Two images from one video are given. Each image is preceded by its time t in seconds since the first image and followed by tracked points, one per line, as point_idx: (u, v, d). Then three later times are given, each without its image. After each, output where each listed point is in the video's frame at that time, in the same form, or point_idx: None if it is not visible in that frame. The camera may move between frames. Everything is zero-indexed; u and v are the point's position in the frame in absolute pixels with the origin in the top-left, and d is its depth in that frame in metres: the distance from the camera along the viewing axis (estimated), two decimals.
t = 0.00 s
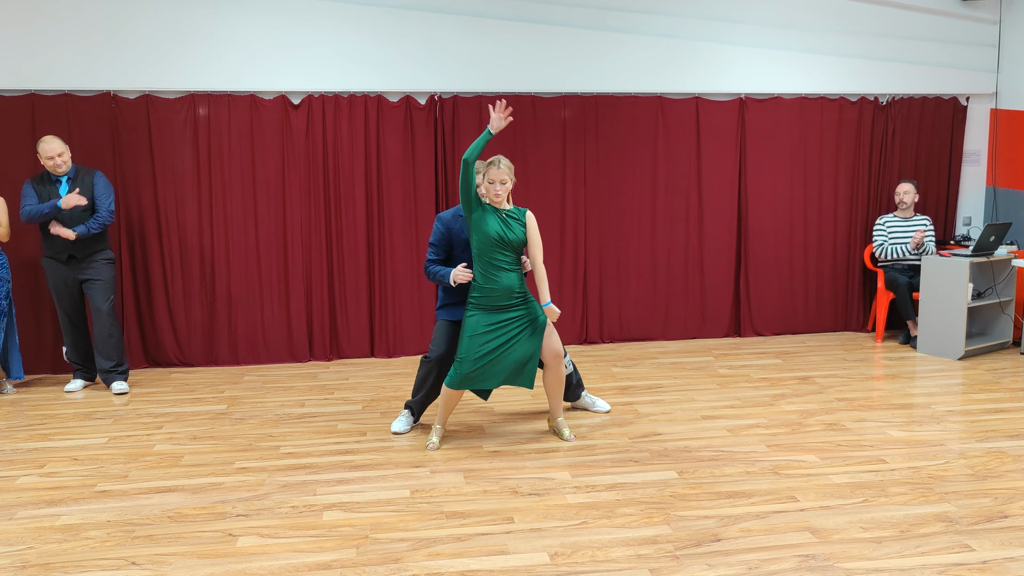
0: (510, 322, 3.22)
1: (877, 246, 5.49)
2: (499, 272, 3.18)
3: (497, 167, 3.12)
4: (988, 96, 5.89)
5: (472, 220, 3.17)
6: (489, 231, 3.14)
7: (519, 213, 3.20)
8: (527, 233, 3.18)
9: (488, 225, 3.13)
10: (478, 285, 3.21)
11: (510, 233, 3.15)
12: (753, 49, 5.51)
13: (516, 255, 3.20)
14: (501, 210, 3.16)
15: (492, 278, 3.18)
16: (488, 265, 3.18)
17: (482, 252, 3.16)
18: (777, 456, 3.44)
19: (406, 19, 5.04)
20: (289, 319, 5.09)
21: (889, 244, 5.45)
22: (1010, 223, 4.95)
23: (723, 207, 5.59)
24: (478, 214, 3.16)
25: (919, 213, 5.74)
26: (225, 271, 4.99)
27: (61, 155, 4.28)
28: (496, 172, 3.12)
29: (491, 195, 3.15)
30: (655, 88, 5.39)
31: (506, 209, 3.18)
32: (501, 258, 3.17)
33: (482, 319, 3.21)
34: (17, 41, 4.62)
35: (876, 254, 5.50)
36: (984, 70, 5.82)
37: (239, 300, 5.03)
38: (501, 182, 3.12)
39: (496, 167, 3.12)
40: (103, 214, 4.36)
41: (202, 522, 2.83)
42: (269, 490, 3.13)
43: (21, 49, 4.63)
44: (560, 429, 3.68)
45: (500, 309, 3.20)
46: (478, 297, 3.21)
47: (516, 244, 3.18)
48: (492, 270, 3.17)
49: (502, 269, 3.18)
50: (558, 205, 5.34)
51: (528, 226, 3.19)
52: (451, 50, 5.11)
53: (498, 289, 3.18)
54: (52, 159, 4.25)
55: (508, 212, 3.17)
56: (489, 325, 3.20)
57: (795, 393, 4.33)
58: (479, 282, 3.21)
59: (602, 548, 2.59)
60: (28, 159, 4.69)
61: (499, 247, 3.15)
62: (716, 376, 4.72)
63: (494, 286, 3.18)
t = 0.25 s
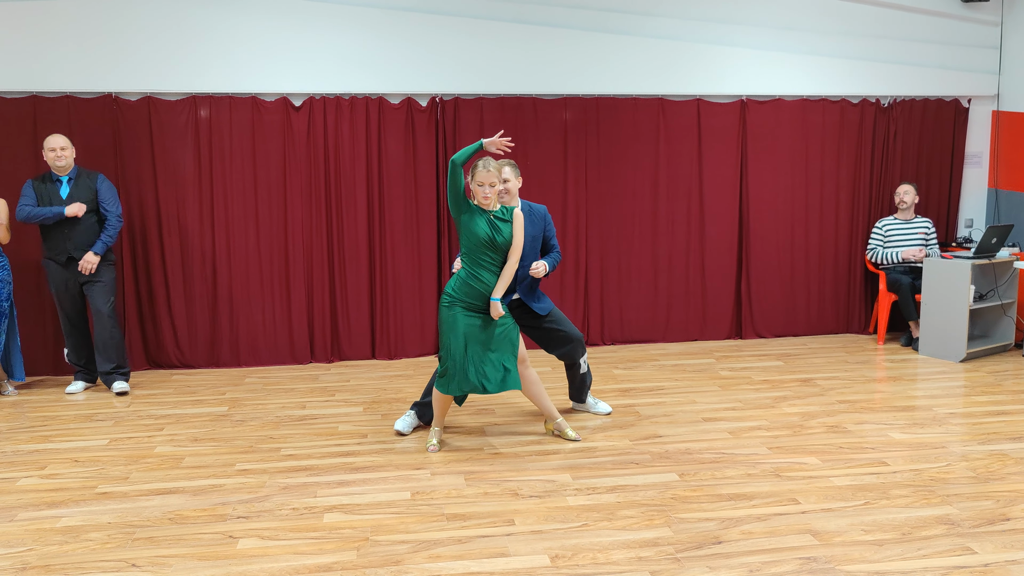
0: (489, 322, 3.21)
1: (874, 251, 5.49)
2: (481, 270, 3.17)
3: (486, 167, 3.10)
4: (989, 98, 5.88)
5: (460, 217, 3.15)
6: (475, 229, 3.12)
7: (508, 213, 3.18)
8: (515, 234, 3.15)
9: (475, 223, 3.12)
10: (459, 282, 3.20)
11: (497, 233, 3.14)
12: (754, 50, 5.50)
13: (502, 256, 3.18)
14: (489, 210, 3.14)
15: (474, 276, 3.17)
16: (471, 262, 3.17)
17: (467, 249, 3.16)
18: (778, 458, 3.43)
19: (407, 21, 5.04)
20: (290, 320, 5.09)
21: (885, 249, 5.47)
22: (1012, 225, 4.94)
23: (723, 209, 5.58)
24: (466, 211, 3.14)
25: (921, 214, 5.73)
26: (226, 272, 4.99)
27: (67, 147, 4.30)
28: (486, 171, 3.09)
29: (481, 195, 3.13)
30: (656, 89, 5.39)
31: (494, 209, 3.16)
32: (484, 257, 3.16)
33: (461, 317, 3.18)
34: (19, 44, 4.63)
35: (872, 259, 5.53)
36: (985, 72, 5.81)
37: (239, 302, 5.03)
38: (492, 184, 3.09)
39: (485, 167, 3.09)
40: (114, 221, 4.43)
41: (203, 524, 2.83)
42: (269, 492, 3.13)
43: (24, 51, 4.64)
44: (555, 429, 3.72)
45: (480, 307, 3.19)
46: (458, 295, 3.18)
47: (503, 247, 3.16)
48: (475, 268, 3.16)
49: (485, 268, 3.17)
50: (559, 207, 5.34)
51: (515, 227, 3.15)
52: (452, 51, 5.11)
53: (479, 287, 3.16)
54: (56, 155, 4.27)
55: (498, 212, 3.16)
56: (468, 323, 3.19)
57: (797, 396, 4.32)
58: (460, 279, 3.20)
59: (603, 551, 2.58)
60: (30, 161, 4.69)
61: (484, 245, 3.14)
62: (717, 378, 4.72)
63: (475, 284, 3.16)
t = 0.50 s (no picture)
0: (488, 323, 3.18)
1: (875, 253, 5.47)
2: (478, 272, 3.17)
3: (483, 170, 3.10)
4: (991, 100, 5.88)
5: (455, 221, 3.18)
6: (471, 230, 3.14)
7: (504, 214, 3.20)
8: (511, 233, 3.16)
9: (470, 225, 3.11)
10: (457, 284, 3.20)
11: (494, 233, 3.15)
12: (756, 52, 5.51)
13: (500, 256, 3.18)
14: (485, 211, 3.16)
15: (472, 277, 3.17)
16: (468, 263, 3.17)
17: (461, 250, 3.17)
18: (780, 460, 3.43)
19: (409, 23, 5.05)
20: (292, 322, 5.09)
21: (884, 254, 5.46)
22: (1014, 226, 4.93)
23: (724, 211, 5.58)
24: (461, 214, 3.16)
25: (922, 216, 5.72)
26: (228, 274, 4.99)
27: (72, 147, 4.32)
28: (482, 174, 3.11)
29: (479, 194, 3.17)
30: (658, 91, 5.39)
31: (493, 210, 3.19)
32: (481, 257, 3.16)
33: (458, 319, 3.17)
34: (22, 46, 4.64)
35: (872, 262, 5.51)
36: (987, 74, 5.81)
37: (241, 304, 5.03)
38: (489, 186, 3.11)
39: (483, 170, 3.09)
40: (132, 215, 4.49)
41: (205, 525, 2.83)
42: (271, 493, 3.13)
43: (28, 53, 4.65)
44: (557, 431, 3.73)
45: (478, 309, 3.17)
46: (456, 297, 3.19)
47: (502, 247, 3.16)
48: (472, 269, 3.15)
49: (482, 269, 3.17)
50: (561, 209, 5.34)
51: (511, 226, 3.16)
52: (454, 52, 5.11)
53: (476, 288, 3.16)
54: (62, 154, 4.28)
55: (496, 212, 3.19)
56: (466, 324, 3.17)
57: (799, 397, 4.32)
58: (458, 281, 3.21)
59: (605, 552, 2.58)
60: (32, 163, 4.70)
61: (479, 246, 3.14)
62: (719, 379, 4.71)
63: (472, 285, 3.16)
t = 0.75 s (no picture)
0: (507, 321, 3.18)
1: (880, 252, 5.46)
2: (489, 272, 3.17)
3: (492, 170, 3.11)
4: (994, 102, 5.87)
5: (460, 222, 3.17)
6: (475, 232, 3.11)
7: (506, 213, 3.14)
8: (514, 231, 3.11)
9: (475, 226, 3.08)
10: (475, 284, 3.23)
11: (498, 232, 3.12)
12: (759, 54, 5.51)
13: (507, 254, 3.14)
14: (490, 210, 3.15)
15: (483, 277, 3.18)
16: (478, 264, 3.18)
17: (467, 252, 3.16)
18: (783, 462, 3.43)
19: (412, 25, 5.05)
20: (295, 324, 5.10)
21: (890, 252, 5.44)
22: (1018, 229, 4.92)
23: (728, 213, 5.58)
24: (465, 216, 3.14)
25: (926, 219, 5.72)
26: (231, 277, 5.00)
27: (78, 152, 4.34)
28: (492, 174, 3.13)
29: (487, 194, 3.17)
30: (660, 93, 5.39)
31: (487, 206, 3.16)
32: (489, 257, 3.15)
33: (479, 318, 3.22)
34: (26, 48, 4.65)
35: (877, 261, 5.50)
36: (991, 76, 5.80)
37: (244, 306, 5.04)
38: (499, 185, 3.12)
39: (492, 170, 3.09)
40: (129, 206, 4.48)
41: (208, 526, 2.84)
42: (274, 495, 3.14)
43: (32, 55, 4.66)
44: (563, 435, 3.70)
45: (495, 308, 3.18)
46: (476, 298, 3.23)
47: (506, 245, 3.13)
48: (483, 270, 3.15)
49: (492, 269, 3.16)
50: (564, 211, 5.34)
51: (513, 224, 3.10)
52: (457, 54, 5.12)
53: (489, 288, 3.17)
54: (69, 157, 4.29)
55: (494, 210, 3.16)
56: (486, 322, 3.20)
57: (802, 400, 4.31)
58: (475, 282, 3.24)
59: (608, 554, 2.58)
60: (36, 165, 4.70)
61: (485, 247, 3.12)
62: (722, 382, 4.71)
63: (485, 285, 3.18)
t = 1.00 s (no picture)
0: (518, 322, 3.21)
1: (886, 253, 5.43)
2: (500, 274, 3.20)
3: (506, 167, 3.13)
4: (998, 103, 5.86)
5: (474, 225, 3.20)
6: (491, 234, 3.13)
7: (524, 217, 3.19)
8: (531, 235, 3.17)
9: (491, 228, 3.11)
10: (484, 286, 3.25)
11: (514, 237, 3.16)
12: (762, 56, 5.51)
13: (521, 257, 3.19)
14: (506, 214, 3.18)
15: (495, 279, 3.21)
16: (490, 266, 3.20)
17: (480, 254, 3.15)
18: (787, 464, 3.42)
19: (415, 27, 5.06)
20: (298, 326, 5.10)
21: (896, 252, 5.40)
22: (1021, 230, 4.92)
23: (731, 215, 5.58)
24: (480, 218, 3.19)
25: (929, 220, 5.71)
26: (235, 278, 5.01)
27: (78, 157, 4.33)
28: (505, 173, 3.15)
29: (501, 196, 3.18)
30: (664, 95, 5.39)
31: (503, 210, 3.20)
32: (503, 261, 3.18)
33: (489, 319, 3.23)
34: (30, 50, 4.66)
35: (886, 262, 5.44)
36: (994, 78, 5.80)
37: (248, 307, 5.04)
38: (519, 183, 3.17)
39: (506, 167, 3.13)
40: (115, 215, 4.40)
41: (211, 528, 2.84)
42: (278, 496, 3.14)
43: (36, 58, 4.67)
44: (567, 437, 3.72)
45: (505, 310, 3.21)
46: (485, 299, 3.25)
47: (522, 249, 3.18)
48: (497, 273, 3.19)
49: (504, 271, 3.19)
50: (567, 213, 5.34)
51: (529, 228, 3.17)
52: (460, 57, 5.12)
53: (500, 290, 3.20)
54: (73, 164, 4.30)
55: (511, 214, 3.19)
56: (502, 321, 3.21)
57: (805, 401, 4.31)
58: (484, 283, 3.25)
59: (611, 556, 2.58)
60: (39, 166, 4.71)
61: (501, 249, 3.16)
62: (725, 384, 4.71)
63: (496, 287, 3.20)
